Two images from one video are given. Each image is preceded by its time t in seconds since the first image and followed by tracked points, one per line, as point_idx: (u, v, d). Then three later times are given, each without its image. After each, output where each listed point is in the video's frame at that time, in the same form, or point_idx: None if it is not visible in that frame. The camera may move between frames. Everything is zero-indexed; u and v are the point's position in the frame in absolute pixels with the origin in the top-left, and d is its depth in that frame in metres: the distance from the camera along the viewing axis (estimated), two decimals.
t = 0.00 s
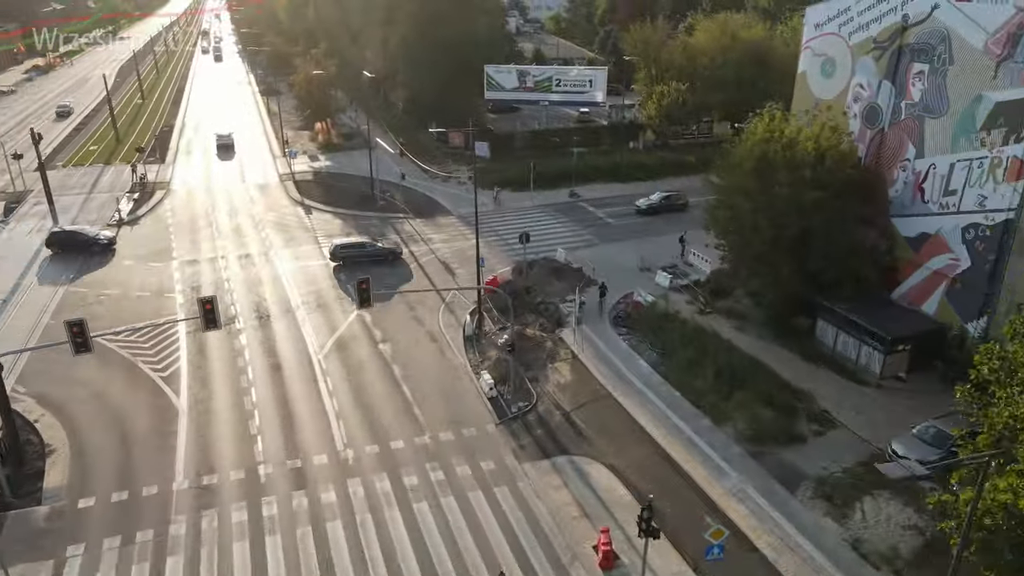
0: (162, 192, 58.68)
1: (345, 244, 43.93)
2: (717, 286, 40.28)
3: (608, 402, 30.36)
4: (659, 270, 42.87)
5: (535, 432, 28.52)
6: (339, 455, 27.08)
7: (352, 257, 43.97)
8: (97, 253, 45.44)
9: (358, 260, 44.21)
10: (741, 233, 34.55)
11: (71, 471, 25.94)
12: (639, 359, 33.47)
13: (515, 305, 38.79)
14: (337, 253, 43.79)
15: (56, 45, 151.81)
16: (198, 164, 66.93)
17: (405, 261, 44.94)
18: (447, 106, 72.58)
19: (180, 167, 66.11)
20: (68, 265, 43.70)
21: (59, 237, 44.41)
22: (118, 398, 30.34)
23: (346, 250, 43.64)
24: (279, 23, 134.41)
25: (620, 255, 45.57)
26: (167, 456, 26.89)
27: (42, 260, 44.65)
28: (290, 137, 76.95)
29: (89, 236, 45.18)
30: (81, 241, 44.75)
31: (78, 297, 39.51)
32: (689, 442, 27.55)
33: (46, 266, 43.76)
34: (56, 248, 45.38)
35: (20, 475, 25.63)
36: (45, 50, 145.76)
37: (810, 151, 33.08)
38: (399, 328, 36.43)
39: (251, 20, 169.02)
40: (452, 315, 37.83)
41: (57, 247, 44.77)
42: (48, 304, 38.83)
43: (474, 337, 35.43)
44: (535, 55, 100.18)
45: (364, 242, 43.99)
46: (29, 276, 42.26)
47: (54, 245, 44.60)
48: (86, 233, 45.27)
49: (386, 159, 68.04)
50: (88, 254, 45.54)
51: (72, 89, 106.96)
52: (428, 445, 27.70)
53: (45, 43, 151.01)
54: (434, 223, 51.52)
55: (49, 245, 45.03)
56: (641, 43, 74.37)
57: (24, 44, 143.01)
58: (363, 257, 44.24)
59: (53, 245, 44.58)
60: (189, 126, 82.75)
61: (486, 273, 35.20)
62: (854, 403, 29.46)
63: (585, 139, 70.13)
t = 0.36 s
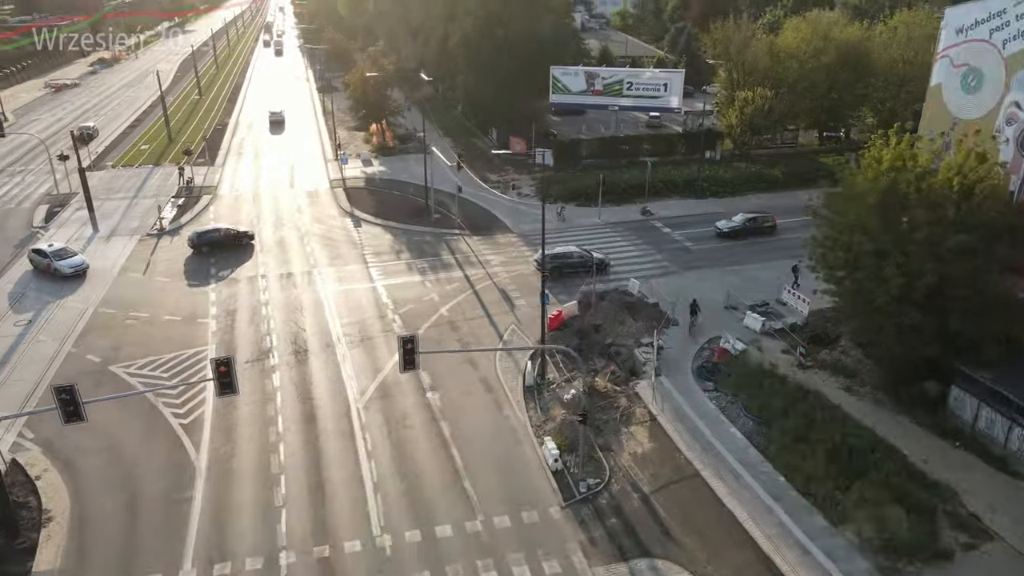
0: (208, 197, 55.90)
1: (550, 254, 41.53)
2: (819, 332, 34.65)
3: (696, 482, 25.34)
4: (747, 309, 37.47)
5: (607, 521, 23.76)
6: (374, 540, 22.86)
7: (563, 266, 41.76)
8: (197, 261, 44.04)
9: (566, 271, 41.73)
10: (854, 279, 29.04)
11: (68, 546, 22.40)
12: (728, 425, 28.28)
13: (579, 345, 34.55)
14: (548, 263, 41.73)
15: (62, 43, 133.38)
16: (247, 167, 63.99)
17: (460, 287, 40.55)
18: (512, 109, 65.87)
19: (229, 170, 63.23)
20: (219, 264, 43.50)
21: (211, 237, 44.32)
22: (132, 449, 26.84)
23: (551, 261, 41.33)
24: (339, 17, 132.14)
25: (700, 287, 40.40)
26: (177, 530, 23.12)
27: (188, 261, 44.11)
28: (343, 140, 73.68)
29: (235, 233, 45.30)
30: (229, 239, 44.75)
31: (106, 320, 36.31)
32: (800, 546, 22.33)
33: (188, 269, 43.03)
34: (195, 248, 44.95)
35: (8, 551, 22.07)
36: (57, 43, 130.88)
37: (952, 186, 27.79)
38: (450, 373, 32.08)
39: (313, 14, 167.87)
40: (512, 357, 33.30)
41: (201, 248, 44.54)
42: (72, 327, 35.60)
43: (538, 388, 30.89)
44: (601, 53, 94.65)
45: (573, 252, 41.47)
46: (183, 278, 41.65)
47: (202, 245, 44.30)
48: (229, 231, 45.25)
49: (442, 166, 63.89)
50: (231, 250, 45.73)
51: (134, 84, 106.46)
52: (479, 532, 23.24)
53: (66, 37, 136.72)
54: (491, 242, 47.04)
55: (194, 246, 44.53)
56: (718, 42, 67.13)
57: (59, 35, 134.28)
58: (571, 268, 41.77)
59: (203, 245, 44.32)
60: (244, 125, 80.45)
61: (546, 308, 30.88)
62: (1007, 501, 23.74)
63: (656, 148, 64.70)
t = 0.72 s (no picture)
0: (233, 194, 55.01)
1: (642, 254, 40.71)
2: (868, 349, 32.53)
3: (738, 516, 23.51)
4: (790, 322, 35.43)
5: (641, 557, 22.09)
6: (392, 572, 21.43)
7: (653, 266, 40.86)
8: (256, 253, 43.98)
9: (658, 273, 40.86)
10: (914, 297, 26.91)
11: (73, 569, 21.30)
12: (772, 451, 26.36)
13: (612, 358, 32.95)
14: (640, 261, 40.68)
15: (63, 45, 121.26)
16: (273, 163, 63.13)
17: (487, 293, 39.03)
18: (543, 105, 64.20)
19: (255, 165, 62.36)
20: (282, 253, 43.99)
21: (269, 226, 44.69)
22: (144, 463, 25.75)
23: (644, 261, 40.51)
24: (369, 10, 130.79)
25: (740, 298, 38.43)
26: (186, 555, 21.90)
27: (246, 255, 43.90)
28: (371, 136, 72.52)
29: (288, 221, 46.02)
30: (286, 227, 45.40)
31: (124, 323, 35.35)
32: None
33: (248, 263, 42.76)
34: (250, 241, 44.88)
35: (10, 573, 21.01)
36: (62, 45, 119.58)
37: None
38: (475, 387, 30.60)
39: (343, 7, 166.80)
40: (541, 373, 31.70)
41: (259, 239, 44.71)
42: (88, 330, 34.61)
43: (570, 406, 29.24)
44: (635, 48, 92.16)
45: (670, 255, 40.72)
46: (247, 271, 41.48)
47: (262, 235, 44.46)
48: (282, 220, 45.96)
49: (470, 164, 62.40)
50: (283, 240, 46.24)
51: (164, 76, 106.09)
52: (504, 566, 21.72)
53: (67, 39, 122.99)
54: (520, 245, 45.43)
55: (252, 238, 44.58)
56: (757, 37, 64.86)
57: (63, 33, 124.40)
58: (662, 270, 40.97)
59: (263, 234, 44.57)
60: (271, 119, 79.63)
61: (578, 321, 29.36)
62: None
63: (691, 147, 62.54)
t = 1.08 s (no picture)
0: (254, 191, 54.25)
1: (721, 255, 39.70)
2: (912, 365, 30.77)
3: (776, 549, 21.99)
4: (828, 334, 33.70)
5: None
6: None
7: (730, 269, 39.72)
8: (302, 242, 44.47)
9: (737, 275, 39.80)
10: (965, 315, 25.23)
11: None
12: (811, 477, 24.79)
13: (640, 370, 31.56)
14: (718, 262, 39.59)
15: (65, 43, 113.70)
16: (295, 160, 62.37)
17: (510, 299, 37.76)
18: (569, 103, 62.70)
19: (276, 162, 61.62)
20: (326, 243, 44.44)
21: (314, 216, 45.43)
22: (154, 476, 24.89)
23: (723, 263, 39.49)
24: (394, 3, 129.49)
25: (774, 307, 36.72)
26: None
27: (292, 245, 44.30)
28: (394, 132, 71.54)
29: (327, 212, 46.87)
30: (328, 217, 46.26)
31: (139, 325, 34.60)
32: None
33: (294, 253, 43.16)
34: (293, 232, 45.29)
35: None
36: (66, 44, 112.54)
37: None
38: (497, 400, 29.38)
39: None
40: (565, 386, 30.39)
41: (304, 229, 45.27)
42: (103, 332, 33.94)
43: (596, 423, 27.91)
44: (664, 43, 90.08)
45: (749, 258, 39.63)
46: (297, 262, 41.86)
47: (308, 225, 45.09)
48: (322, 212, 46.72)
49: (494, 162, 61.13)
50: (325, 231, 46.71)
51: (188, 71, 105.76)
52: None
53: (67, 39, 115.39)
54: (544, 248, 44.09)
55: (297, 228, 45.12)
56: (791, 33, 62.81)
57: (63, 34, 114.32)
58: (741, 273, 39.89)
59: (310, 224, 45.21)
60: (294, 114, 78.92)
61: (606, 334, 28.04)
62: None
63: (721, 147, 60.97)
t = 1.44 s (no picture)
0: (274, 189, 53.42)
1: (805, 259, 38.39)
2: (960, 385, 28.99)
3: None
4: (868, 350, 31.95)
5: None
6: None
7: (816, 273, 38.43)
8: (345, 232, 45.24)
9: (823, 279, 38.51)
10: None
11: None
12: (854, 507, 23.24)
13: (668, 385, 30.13)
14: (804, 267, 38.26)
15: (65, 44, 106.11)
16: (316, 156, 61.54)
17: (534, 306, 36.45)
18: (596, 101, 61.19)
19: (297, 159, 60.83)
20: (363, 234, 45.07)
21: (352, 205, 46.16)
22: (163, 490, 24.03)
23: (808, 267, 38.22)
24: None
25: (810, 319, 35.04)
26: None
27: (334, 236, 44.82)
28: (416, 129, 70.43)
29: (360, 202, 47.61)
30: (364, 207, 47.10)
31: (154, 328, 33.84)
32: None
33: (335, 242, 43.85)
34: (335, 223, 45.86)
35: None
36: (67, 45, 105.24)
37: None
38: (519, 414, 28.16)
39: None
40: (590, 401, 29.05)
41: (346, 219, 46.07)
42: (117, 334, 33.20)
43: (623, 442, 26.56)
44: (693, 39, 87.99)
45: (835, 262, 38.22)
46: (342, 252, 42.52)
47: (349, 215, 45.92)
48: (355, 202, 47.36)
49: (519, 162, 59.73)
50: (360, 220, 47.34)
51: (213, 65, 105.34)
52: None
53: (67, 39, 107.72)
54: (569, 252, 42.71)
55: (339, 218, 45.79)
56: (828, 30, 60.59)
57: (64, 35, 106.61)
58: (828, 277, 38.56)
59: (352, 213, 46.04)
60: (317, 110, 78.16)
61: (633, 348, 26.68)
62: None
63: (753, 147, 58.97)
